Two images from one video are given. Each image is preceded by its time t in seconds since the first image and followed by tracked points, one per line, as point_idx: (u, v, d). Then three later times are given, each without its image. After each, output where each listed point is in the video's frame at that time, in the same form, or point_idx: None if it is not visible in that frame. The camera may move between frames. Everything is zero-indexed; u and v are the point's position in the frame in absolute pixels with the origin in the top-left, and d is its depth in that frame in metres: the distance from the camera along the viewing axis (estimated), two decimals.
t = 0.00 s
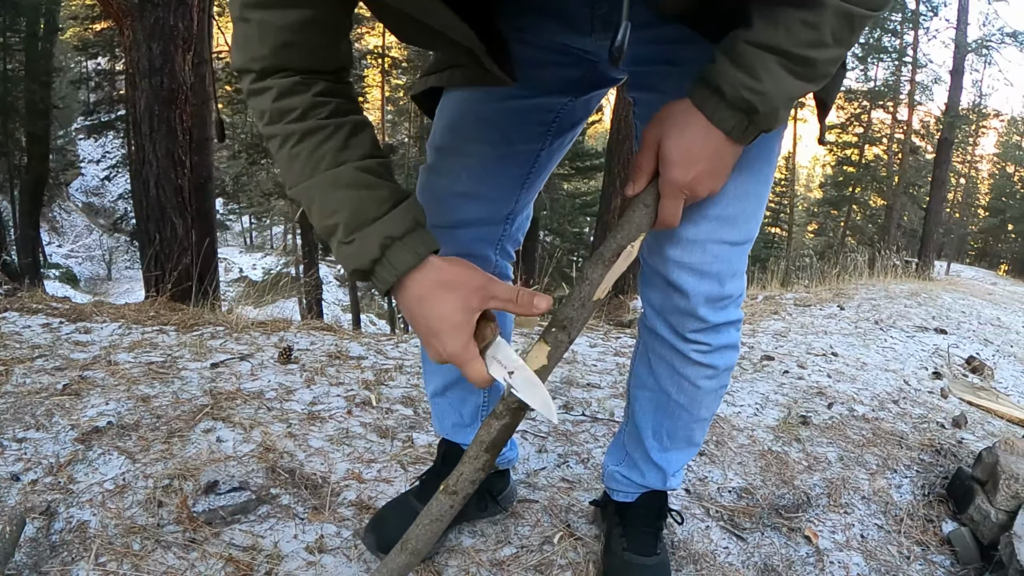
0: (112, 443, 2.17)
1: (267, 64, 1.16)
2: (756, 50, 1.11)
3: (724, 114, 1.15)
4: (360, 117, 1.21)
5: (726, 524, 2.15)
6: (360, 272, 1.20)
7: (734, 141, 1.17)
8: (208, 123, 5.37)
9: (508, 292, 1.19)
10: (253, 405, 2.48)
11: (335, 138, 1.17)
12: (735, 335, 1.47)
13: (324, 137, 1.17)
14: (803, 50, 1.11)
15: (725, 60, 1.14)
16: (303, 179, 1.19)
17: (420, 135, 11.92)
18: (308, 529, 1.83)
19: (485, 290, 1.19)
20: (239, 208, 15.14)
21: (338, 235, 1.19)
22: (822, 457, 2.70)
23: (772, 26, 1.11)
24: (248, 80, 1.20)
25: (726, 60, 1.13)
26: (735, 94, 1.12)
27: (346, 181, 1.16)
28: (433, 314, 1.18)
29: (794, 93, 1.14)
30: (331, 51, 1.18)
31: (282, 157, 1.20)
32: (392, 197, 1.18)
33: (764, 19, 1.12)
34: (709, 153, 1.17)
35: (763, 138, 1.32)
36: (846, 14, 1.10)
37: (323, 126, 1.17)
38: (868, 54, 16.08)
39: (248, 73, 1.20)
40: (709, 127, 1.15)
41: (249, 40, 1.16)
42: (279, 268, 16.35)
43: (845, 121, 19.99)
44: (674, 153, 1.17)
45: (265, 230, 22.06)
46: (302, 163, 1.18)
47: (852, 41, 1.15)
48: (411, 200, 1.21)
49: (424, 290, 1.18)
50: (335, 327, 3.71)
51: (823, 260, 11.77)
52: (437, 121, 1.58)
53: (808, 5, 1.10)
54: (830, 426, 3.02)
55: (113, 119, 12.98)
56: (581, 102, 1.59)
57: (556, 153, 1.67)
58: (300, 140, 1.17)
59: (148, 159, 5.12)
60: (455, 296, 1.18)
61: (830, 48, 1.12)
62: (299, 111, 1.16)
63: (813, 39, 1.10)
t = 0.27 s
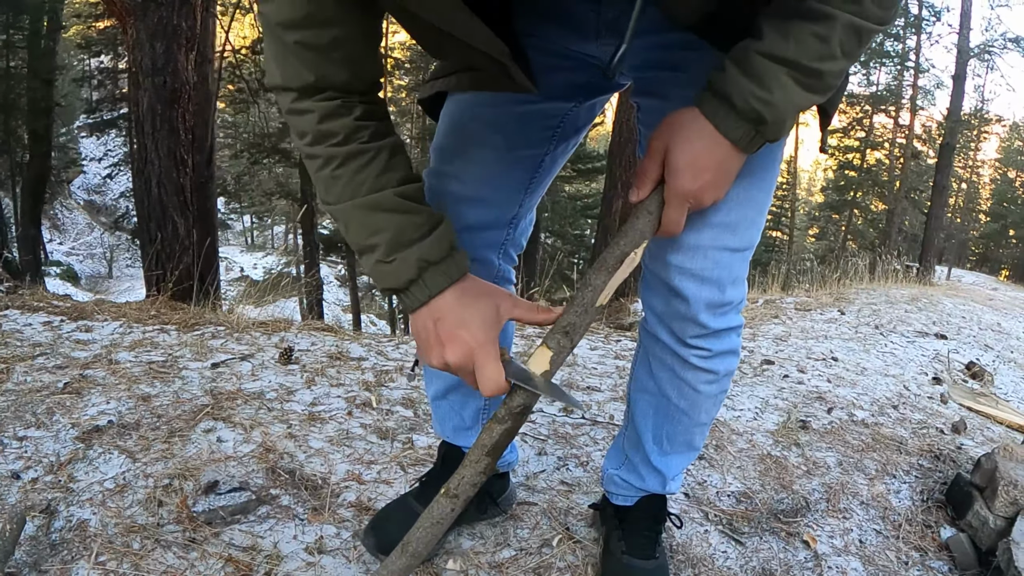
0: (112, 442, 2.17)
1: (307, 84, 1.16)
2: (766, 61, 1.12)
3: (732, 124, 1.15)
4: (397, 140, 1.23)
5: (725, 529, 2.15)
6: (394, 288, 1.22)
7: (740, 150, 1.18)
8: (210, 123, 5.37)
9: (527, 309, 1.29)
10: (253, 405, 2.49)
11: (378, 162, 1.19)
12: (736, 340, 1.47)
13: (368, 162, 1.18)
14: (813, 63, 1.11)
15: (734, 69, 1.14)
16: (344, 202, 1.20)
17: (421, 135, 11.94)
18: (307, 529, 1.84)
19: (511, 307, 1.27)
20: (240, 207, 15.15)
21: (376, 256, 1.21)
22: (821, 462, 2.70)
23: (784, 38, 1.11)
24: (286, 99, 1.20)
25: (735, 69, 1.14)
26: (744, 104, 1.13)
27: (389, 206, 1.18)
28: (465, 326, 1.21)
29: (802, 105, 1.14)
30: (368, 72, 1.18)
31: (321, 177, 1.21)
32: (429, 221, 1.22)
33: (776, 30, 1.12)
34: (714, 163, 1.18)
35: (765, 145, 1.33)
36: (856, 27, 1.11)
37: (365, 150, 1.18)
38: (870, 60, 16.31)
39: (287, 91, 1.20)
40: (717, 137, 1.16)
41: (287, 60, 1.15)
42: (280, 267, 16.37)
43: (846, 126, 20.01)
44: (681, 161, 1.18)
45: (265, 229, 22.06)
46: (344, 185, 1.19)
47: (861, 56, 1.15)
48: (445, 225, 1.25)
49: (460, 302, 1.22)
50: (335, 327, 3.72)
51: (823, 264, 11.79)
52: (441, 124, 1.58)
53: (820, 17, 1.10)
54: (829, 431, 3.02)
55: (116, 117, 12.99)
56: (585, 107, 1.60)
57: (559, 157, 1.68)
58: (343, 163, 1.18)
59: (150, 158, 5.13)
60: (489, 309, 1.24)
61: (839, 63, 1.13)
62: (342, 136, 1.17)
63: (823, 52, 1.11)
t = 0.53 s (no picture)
0: (108, 439, 2.17)
1: (310, 87, 1.15)
2: (761, 63, 1.12)
3: (727, 125, 1.15)
4: (400, 142, 1.23)
5: (720, 530, 2.15)
6: (401, 288, 1.22)
7: (735, 151, 1.18)
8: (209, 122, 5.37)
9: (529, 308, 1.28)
10: (249, 404, 2.48)
11: (383, 164, 1.19)
12: (732, 343, 1.47)
13: (373, 165, 1.18)
14: (808, 65, 1.11)
15: (730, 71, 1.14)
16: (351, 206, 1.19)
17: (421, 135, 11.94)
18: (302, 528, 1.83)
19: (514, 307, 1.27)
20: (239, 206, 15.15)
21: (384, 258, 1.20)
22: (817, 464, 2.70)
23: (779, 40, 1.11)
24: (287, 104, 1.19)
25: (730, 71, 1.14)
26: (740, 106, 1.13)
27: (396, 208, 1.18)
28: (469, 326, 1.21)
29: (797, 107, 1.15)
30: (371, 74, 1.18)
31: (326, 181, 1.20)
32: (435, 222, 1.22)
33: (771, 33, 1.13)
34: (711, 164, 1.18)
35: (762, 146, 1.33)
36: (851, 31, 1.11)
37: (369, 153, 1.17)
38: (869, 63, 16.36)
39: (288, 95, 1.18)
40: (712, 138, 1.16)
41: (290, 63, 1.14)
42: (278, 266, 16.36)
43: (845, 129, 20.03)
44: (675, 162, 1.18)
45: (264, 228, 22.05)
46: (350, 189, 1.18)
47: (855, 59, 1.16)
48: (451, 226, 1.25)
49: (463, 301, 1.22)
50: (333, 327, 3.72)
51: (821, 266, 11.80)
52: (438, 124, 1.59)
53: (815, 21, 1.10)
54: (825, 433, 3.02)
55: (115, 115, 12.98)
56: (583, 108, 1.60)
57: (558, 157, 1.69)
58: (350, 166, 1.17)
59: (149, 155, 5.12)
60: (492, 308, 1.24)
61: (834, 65, 1.13)
62: (347, 140, 1.16)
63: (818, 54, 1.11)
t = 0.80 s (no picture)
0: (104, 443, 2.16)
1: (279, 94, 1.14)
2: (753, 63, 1.12)
3: (717, 125, 1.15)
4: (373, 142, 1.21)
5: (718, 533, 2.15)
6: (390, 292, 1.20)
7: (726, 151, 1.18)
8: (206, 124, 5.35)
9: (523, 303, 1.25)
10: (246, 407, 2.48)
11: (358, 165, 1.17)
12: (727, 344, 1.47)
13: (348, 166, 1.16)
14: (798, 65, 1.12)
15: (719, 71, 1.15)
16: (330, 210, 1.17)
17: (418, 137, 11.94)
18: (299, 532, 1.83)
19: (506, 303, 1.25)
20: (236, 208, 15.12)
21: (370, 262, 1.19)
22: (815, 466, 2.70)
23: (770, 41, 1.12)
24: (256, 110, 1.17)
25: (721, 72, 1.14)
26: (729, 106, 1.13)
27: (374, 210, 1.17)
28: (463, 329, 1.20)
29: (787, 107, 1.15)
30: (339, 78, 1.17)
31: (301, 189, 1.18)
32: (417, 219, 1.20)
33: (763, 34, 1.13)
34: (698, 164, 1.18)
35: (756, 147, 1.32)
36: (844, 33, 1.11)
37: (342, 155, 1.16)
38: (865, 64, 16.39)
39: (256, 103, 1.16)
40: (702, 138, 1.16)
41: (259, 70, 1.13)
42: (275, 269, 16.34)
43: (842, 130, 20.06)
44: (666, 163, 1.18)
45: (261, 231, 22.03)
46: (326, 192, 1.17)
47: (846, 61, 1.16)
48: (432, 223, 1.23)
49: (455, 302, 1.21)
50: (330, 329, 3.71)
51: (820, 268, 11.78)
52: (433, 128, 1.58)
53: (807, 22, 1.11)
54: (823, 434, 3.02)
55: (112, 118, 12.96)
56: (579, 111, 1.60)
57: (552, 159, 1.68)
58: (323, 170, 1.16)
59: (147, 158, 5.12)
60: (485, 309, 1.22)
61: (824, 68, 1.14)
62: (319, 143, 1.15)
63: (808, 55, 1.11)
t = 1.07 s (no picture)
0: (104, 441, 2.16)
1: (292, 72, 1.14)
2: (745, 51, 1.12)
3: (711, 113, 1.15)
4: (387, 125, 1.21)
5: (720, 527, 2.14)
6: (398, 278, 1.21)
7: (720, 140, 1.17)
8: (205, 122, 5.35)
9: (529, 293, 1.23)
10: (246, 404, 2.47)
11: (370, 150, 1.17)
12: (728, 338, 1.47)
13: (360, 151, 1.16)
14: (791, 53, 1.11)
15: (712, 60, 1.14)
16: (342, 193, 1.18)
17: (417, 135, 11.92)
18: (299, 528, 1.82)
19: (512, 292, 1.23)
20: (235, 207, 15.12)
21: (380, 247, 1.19)
22: (816, 460, 2.70)
23: (761, 29, 1.12)
24: (272, 88, 1.17)
25: (714, 60, 1.14)
26: (722, 94, 1.13)
27: (385, 195, 1.17)
28: (465, 318, 1.20)
29: (781, 96, 1.14)
30: (352, 58, 1.17)
31: (314, 171, 1.19)
32: (426, 207, 1.20)
33: (756, 22, 1.13)
34: (695, 154, 1.17)
35: (753, 138, 1.32)
36: (838, 22, 1.11)
37: (355, 139, 1.16)
38: (865, 59, 16.34)
39: (270, 81, 1.17)
40: (697, 126, 1.16)
41: (271, 50, 1.14)
42: (275, 267, 16.34)
43: (842, 125, 20.03)
44: (660, 153, 1.18)
45: (260, 229, 22.01)
46: (338, 176, 1.17)
47: (841, 51, 1.16)
48: (442, 210, 1.23)
49: (460, 290, 1.21)
50: (330, 326, 3.70)
51: (820, 263, 11.76)
52: (430, 123, 1.58)
53: (799, 10, 1.11)
54: (824, 429, 3.01)
55: (111, 117, 12.94)
56: (577, 104, 1.60)
57: (551, 153, 1.68)
58: (336, 153, 1.16)
59: (146, 157, 5.11)
60: (488, 297, 1.22)
61: (818, 56, 1.13)
62: (331, 125, 1.15)
63: (801, 43, 1.11)
